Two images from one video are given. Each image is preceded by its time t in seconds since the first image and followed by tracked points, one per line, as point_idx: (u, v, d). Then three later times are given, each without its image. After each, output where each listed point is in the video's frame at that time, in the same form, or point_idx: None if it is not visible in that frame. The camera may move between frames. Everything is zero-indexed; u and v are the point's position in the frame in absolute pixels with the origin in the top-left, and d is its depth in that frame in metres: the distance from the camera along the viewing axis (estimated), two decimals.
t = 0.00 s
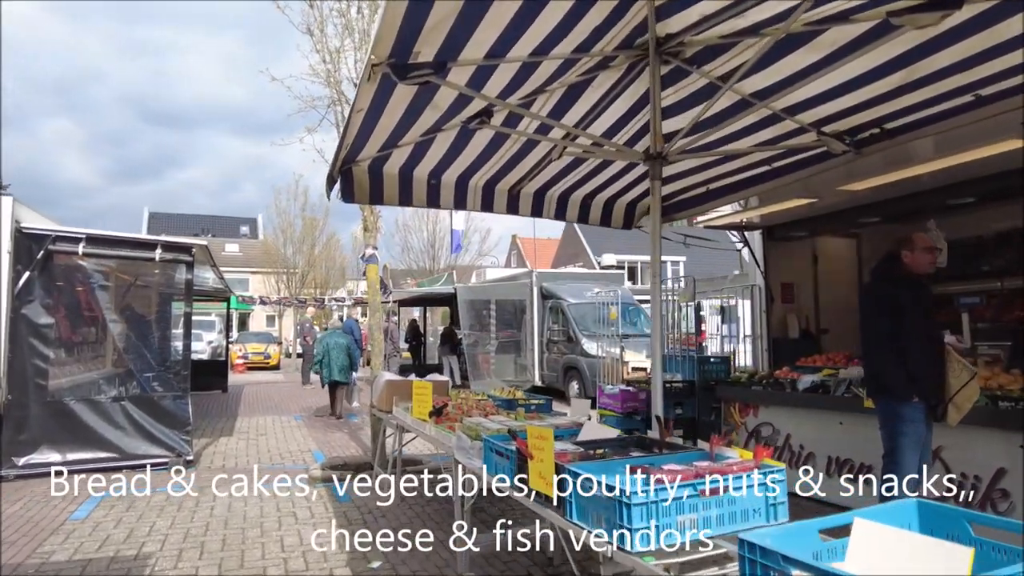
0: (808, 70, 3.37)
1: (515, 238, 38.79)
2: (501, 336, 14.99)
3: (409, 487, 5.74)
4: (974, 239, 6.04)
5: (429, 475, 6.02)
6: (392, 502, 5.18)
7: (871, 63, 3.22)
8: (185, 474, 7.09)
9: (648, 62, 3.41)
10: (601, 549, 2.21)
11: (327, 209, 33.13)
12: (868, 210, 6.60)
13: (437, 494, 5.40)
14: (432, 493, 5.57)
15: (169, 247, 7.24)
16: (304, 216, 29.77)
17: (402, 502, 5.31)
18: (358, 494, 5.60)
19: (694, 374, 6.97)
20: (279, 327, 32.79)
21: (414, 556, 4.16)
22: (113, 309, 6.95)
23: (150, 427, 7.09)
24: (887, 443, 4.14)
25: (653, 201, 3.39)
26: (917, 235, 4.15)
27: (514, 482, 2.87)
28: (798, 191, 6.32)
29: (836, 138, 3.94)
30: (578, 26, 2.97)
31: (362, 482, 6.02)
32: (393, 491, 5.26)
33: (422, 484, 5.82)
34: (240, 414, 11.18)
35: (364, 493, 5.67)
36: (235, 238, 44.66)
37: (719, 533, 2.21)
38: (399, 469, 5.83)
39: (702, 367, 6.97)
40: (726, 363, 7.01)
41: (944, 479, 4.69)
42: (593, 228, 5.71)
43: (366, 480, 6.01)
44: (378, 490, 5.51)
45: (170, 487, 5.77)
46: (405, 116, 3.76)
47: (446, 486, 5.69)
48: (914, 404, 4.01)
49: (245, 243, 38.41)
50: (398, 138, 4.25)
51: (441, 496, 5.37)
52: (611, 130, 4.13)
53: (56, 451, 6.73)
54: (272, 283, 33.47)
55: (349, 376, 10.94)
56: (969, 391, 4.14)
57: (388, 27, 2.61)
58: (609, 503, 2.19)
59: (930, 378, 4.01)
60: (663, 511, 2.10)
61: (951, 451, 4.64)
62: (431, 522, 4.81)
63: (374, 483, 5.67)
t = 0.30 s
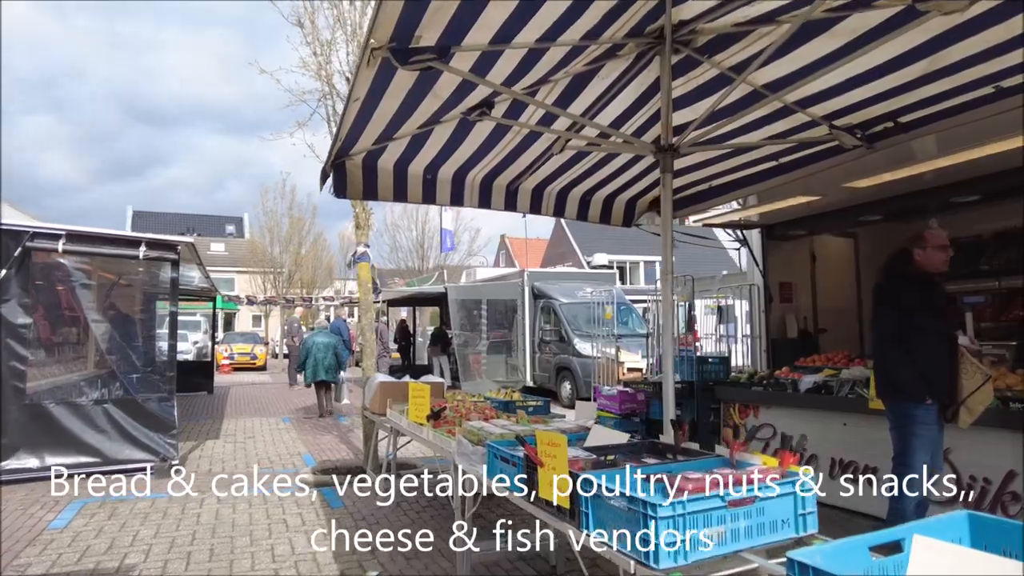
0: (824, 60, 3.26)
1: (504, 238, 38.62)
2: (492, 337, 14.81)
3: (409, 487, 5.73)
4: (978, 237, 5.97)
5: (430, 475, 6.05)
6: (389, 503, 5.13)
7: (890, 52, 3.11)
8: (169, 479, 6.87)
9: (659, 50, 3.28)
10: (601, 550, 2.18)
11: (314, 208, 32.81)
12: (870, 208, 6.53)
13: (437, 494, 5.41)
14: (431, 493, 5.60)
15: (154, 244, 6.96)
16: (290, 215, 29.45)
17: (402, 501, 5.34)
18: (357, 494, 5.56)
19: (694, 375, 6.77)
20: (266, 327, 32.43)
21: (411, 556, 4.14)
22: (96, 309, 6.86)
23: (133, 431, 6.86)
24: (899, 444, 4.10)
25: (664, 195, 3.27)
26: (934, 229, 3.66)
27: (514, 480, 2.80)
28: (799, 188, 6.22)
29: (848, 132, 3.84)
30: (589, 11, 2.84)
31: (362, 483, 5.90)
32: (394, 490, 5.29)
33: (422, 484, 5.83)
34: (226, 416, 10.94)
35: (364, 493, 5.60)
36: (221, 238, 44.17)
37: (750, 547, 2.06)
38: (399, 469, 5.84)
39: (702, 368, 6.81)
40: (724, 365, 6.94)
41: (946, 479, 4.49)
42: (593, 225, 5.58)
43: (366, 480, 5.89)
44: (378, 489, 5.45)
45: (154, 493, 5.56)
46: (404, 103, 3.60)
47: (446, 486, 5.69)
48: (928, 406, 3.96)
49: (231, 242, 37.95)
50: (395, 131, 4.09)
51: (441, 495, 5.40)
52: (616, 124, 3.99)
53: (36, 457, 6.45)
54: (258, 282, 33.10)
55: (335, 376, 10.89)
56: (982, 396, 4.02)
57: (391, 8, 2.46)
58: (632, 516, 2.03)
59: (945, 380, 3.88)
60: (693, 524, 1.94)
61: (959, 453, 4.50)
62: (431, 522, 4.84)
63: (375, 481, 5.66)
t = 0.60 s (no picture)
0: (847, 48, 3.12)
1: (495, 238, 38.43)
2: (485, 337, 14.64)
3: (410, 487, 5.71)
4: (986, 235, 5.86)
5: (430, 476, 6.01)
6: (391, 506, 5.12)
7: (917, 39, 2.98)
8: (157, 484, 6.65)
9: (675, 36, 3.13)
10: (600, 550, 2.15)
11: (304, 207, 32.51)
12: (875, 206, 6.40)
13: (439, 496, 5.39)
14: (432, 494, 5.55)
15: (141, 241, 6.71)
16: (280, 214, 29.14)
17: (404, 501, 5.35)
18: (356, 495, 5.55)
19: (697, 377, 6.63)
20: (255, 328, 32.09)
21: (411, 556, 4.16)
22: (79, 308, 6.67)
23: (119, 435, 6.63)
24: (917, 448, 3.88)
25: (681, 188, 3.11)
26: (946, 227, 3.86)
27: (514, 481, 2.74)
28: (804, 185, 6.08)
29: (866, 124, 3.71)
30: None
31: (362, 484, 5.84)
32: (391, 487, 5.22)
33: (422, 485, 5.82)
34: (215, 419, 10.71)
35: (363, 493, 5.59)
36: (209, 237, 43.74)
37: (790, 564, 1.89)
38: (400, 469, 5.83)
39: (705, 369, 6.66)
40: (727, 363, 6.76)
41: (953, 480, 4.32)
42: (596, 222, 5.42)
43: (367, 481, 5.80)
44: (377, 488, 5.29)
45: (140, 500, 5.35)
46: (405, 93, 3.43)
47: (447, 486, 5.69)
48: (947, 407, 3.78)
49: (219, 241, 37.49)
50: (393, 122, 3.91)
51: (442, 496, 5.37)
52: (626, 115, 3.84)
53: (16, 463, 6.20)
54: (247, 282, 32.76)
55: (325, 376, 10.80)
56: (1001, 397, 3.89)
57: None
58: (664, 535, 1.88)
59: (962, 379, 3.78)
60: (732, 543, 1.78)
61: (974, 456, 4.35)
62: (432, 522, 4.84)
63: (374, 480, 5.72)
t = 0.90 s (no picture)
0: (873, 34, 2.99)
1: (488, 238, 38.25)
2: (481, 337, 14.51)
3: (409, 487, 5.67)
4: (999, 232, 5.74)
5: (429, 476, 5.95)
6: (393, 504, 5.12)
7: (948, 23, 2.86)
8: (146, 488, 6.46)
9: (694, 20, 2.98)
10: (600, 550, 2.14)
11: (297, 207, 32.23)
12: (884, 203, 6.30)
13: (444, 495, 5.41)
14: (433, 493, 5.51)
15: (130, 239, 6.54)
16: (273, 214, 28.87)
17: (405, 501, 5.31)
18: (356, 494, 5.55)
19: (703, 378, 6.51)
20: (247, 328, 31.79)
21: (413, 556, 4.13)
22: (65, 307, 6.41)
23: (107, 438, 6.45)
24: (938, 450, 3.75)
25: (702, 180, 2.96)
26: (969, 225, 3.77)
27: (513, 481, 2.70)
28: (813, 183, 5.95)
29: (888, 115, 3.58)
30: None
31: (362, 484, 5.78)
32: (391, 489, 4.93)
33: (421, 484, 5.78)
34: (207, 420, 10.49)
35: (363, 493, 5.57)
36: (200, 237, 43.37)
37: None
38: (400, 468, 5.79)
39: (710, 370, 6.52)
40: (732, 364, 6.66)
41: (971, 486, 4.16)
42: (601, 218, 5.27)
43: (366, 481, 5.73)
44: (377, 489, 4.88)
45: (129, 506, 5.16)
46: (409, 79, 3.27)
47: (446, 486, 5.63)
48: (970, 409, 3.64)
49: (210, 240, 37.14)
50: (394, 113, 3.74)
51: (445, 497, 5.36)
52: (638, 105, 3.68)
53: None
54: (239, 282, 32.45)
55: (318, 376, 10.71)
56: None
57: None
58: (704, 550, 1.74)
59: (986, 380, 3.64)
60: (779, 560, 1.64)
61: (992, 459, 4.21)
62: (430, 522, 4.81)
63: (374, 480, 5.63)
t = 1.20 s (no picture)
0: (908, 19, 2.86)
1: (482, 238, 38.10)
2: (479, 337, 14.36)
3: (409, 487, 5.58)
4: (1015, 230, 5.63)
5: (429, 475, 5.88)
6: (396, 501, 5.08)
7: (988, 8, 2.74)
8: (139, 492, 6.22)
9: (721, 4, 2.85)
10: (601, 550, 2.21)
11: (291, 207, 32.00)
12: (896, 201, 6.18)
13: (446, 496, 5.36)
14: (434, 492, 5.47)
15: (124, 235, 6.39)
16: (266, 213, 28.64)
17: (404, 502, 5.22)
18: (354, 494, 5.49)
19: (711, 379, 6.40)
20: (240, 329, 31.56)
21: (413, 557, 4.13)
22: (56, 307, 6.23)
23: (98, 442, 6.25)
24: (966, 455, 3.59)
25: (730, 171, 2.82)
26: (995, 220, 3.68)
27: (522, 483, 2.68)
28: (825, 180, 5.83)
29: (916, 107, 3.45)
30: None
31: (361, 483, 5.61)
32: (394, 492, 4.73)
33: (421, 484, 5.70)
34: (202, 422, 10.31)
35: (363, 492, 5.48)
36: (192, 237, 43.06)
37: None
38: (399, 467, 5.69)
39: (718, 370, 6.39)
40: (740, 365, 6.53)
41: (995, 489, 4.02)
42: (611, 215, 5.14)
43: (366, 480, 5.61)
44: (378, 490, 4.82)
45: (122, 512, 4.98)
46: (419, 67, 3.12)
47: (447, 485, 5.53)
48: (999, 412, 3.46)
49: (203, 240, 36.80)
50: (402, 103, 3.59)
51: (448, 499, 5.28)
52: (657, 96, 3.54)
53: None
54: (232, 282, 32.20)
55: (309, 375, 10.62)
56: None
57: None
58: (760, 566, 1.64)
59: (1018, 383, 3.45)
60: None
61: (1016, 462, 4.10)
62: (430, 522, 4.79)
63: (374, 480, 5.51)
